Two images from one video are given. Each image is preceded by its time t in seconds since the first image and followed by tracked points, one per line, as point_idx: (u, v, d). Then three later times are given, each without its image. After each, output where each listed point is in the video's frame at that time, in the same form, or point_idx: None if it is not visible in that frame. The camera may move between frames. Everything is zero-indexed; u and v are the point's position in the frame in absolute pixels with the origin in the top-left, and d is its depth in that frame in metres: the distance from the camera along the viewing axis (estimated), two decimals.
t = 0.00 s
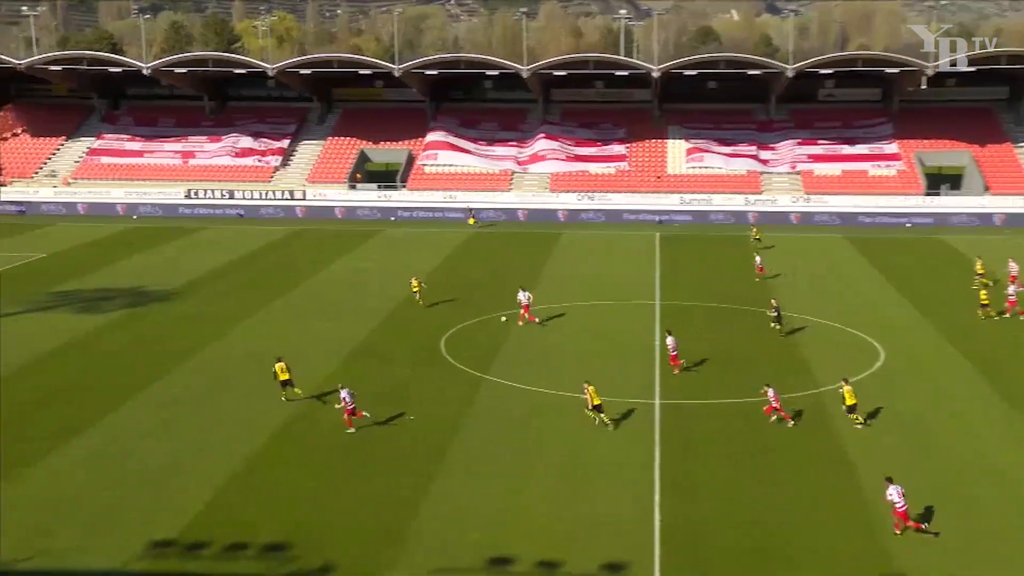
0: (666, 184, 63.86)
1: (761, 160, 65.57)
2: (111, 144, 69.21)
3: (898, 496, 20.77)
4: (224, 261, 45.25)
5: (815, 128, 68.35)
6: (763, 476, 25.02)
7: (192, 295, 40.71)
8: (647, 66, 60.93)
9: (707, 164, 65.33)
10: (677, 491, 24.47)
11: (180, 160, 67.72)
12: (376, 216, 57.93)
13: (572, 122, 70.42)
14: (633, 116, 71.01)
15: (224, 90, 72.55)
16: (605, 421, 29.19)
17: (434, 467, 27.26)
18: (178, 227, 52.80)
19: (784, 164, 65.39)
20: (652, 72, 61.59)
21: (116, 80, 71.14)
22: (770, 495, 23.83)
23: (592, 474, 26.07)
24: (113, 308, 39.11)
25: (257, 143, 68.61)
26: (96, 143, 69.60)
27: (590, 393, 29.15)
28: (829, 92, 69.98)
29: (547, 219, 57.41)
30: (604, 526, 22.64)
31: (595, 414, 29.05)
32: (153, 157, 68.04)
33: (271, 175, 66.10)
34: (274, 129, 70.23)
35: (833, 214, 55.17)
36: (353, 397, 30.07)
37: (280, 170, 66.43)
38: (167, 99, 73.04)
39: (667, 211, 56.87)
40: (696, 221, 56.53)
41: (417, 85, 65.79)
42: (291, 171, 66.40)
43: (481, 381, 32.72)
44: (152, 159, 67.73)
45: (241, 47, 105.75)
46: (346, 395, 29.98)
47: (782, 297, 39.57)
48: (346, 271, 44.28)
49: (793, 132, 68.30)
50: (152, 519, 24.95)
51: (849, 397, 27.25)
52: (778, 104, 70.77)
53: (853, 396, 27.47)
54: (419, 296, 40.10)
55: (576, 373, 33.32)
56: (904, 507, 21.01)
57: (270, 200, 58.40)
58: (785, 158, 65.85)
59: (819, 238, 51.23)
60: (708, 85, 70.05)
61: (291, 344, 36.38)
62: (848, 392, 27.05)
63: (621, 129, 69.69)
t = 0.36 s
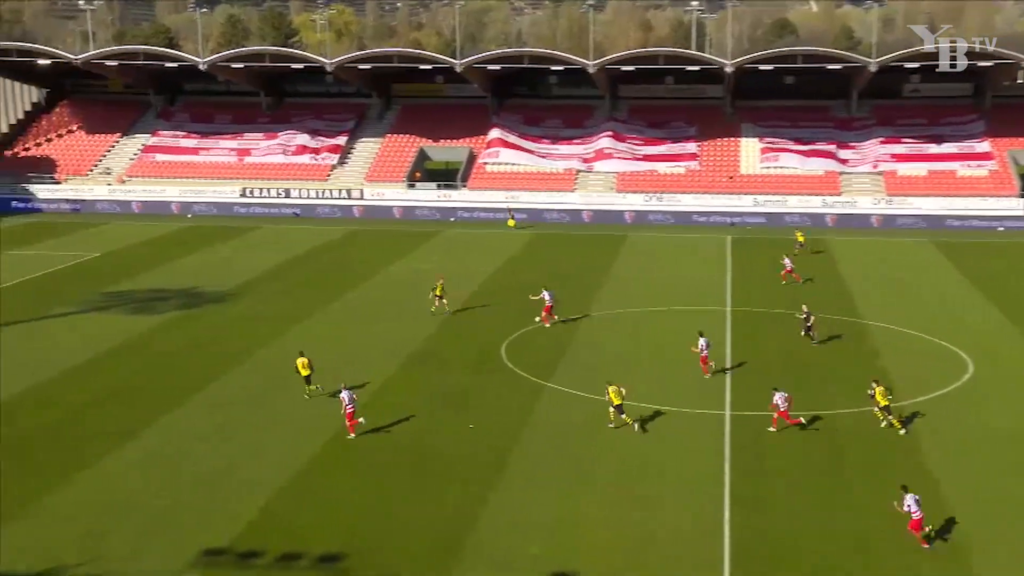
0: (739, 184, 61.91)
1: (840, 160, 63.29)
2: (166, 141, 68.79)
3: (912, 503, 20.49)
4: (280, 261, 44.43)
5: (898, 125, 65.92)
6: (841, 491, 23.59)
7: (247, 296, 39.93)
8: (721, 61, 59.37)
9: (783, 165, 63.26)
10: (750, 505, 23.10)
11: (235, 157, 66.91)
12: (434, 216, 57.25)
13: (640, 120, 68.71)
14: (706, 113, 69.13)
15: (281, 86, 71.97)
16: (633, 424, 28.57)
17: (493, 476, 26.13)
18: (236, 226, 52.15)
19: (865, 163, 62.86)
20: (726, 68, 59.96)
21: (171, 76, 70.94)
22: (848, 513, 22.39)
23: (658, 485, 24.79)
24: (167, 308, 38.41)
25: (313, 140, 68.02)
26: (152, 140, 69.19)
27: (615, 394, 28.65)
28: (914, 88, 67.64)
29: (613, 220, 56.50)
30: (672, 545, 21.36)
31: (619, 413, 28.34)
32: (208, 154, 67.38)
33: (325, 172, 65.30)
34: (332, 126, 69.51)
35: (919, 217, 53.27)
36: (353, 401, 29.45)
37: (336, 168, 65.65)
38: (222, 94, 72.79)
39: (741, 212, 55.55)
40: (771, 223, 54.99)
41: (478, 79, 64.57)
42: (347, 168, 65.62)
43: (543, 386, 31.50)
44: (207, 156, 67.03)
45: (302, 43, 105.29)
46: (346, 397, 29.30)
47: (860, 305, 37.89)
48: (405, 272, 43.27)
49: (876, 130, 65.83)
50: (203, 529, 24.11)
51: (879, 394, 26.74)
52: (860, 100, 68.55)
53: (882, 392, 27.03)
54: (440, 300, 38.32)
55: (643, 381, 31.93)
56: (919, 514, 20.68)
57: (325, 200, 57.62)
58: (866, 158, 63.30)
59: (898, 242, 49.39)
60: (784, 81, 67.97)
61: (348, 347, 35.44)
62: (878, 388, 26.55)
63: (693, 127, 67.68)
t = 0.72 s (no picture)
0: (821, 183, 59.78)
1: (932, 157, 60.45)
2: (225, 136, 68.28)
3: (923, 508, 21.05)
4: (343, 260, 43.51)
5: (998, 120, 62.54)
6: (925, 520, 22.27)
7: (306, 296, 38.99)
8: (805, 53, 57.37)
9: (868, 163, 60.73)
10: (831, 540, 21.86)
11: (296, 153, 66.45)
12: (500, 215, 55.50)
13: (718, 115, 66.45)
14: (787, 106, 66.58)
15: (342, 79, 71.16)
16: (684, 438, 27.51)
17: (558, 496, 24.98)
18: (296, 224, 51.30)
19: (960, 161, 59.87)
20: (810, 60, 57.98)
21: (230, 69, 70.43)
22: (935, 549, 21.13)
23: (733, 506, 23.60)
24: (226, 308, 37.58)
25: (375, 134, 67.19)
26: (211, 134, 68.69)
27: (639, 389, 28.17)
28: (1014, 81, 64.33)
29: (686, 220, 54.21)
30: None
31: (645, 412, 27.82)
32: (268, 150, 66.90)
33: (388, 170, 64.36)
34: (395, 120, 68.55)
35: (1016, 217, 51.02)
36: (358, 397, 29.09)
37: (399, 164, 64.70)
38: (283, 88, 72.09)
39: (824, 213, 53.54)
40: (856, 224, 52.89)
41: (546, 73, 63.03)
42: (410, 165, 64.68)
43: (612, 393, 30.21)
44: (267, 152, 66.58)
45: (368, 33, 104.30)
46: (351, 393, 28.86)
47: (951, 311, 35.99)
48: (470, 273, 42.06)
49: (971, 125, 62.70)
50: (257, 550, 23.23)
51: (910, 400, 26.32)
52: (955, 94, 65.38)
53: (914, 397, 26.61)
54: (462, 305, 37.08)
55: (719, 390, 30.43)
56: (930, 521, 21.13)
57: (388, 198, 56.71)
58: (961, 156, 60.31)
59: (988, 244, 47.24)
60: (873, 73, 65.19)
61: (410, 351, 34.37)
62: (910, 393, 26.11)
63: (773, 121, 65.28)
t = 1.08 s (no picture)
0: (916, 183, 57.09)
1: None
2: (291, 131, 67.61)
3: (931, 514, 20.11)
4: (411, 260, 42.49)
5: None
6: (993, 539, 20.88)
7: (371, 297, 37.98)
8: (899, 43, 55.34)
9: (967, 161, 57.88)
10: (929, 561, 20.31)
11: (363, 149, 65.73)
12: (573, 214, 54.14)
13: (805, 110, 64.15)
14: (880, 100, 63.85)
15: (410, 73, 70.25)
16: (765, 449, 26.14)
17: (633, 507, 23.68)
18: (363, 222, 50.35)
19: None
20: (904, 50, 56.00)
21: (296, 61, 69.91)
22: None
23: (819, 523, 22.11)
24: (290, 309, 36.71)
25: (444, 130, 66.14)
26: (277, 129, 68.06)
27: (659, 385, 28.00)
28: None
29: (770, 221, 52.24)
30: None
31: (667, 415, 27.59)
32: (334, 145, 66.29)
33: (457, 166, 63.26)
34: (465, 116, 67.33)
35: None
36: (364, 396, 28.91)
37: (468, 161, 63.59)
38: (350, 81, 71.43)
39: (919, 212, 51.21)
40: (953, 225, 50.30)
41: (621, 67, 61.39)
42: (479, 161, 63.53)
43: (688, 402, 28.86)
44: (333, 148, 65.98)
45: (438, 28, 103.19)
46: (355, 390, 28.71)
47: None
48: (542, 275, 40.69)
49: None
50: (316, 562, 22.26)
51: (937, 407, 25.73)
52: None
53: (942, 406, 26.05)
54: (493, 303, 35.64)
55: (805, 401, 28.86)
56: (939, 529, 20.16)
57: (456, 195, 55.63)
58: None
59: None
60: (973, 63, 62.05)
61: (477, 355, 33.25)
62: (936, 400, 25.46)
63: (865, 116, 62.73)
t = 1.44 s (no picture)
0: (1004, 179, 54.66)
1: None
2: (346, 125, 66.94)
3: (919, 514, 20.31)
4: (469, 258, 41.45)
5: None
6: (989, 540, 21.08)
7: (426, 296, 36.97)
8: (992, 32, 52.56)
9: None
10: None
11: (420, 143, 64.82)
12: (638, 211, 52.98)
13: (886, 104, 61.93)
14: (966, 92, 61.28)
15: (471, 65, 69.18)
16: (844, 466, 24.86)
17: (706, 525, 22.50)
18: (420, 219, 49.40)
19: None
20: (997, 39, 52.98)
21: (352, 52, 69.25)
22: None
23: (897, 549, 20.97)
24: (345, 308, 35.79)
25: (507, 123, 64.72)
26: (332, 123, 67.39)
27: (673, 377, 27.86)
28: None
29: (846, 220, 50.64)
30: None
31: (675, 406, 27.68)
32: (390, 139, 65.44)
33: (517, 162, 62.08)
34: (526, 109, 66.00)
35: None
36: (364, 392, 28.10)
37: (529, 156, 62.35)
38: (408, 73, 70.65)
39: (1003, 211, 48.40)
40: None
41: (691, 58, 59.73)
42: (541, 156, 62.24)
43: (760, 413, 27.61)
44: (390, 142, 65.11)
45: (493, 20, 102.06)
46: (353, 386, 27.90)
47: None
48: (606, 274, 39.41)
49: None
50: None
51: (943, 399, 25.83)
52: None
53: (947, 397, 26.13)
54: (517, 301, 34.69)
55: (884, 415, 27.48)
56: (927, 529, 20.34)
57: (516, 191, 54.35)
58: None
59: None
60: None
61: (537, 357, 32.10)
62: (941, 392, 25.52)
63: (951, 108, 60.29)
